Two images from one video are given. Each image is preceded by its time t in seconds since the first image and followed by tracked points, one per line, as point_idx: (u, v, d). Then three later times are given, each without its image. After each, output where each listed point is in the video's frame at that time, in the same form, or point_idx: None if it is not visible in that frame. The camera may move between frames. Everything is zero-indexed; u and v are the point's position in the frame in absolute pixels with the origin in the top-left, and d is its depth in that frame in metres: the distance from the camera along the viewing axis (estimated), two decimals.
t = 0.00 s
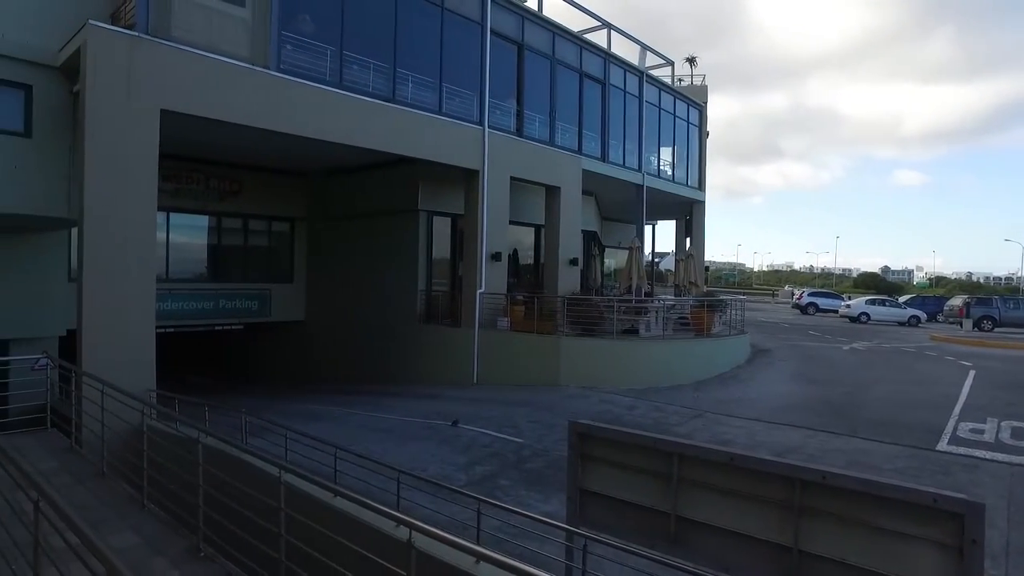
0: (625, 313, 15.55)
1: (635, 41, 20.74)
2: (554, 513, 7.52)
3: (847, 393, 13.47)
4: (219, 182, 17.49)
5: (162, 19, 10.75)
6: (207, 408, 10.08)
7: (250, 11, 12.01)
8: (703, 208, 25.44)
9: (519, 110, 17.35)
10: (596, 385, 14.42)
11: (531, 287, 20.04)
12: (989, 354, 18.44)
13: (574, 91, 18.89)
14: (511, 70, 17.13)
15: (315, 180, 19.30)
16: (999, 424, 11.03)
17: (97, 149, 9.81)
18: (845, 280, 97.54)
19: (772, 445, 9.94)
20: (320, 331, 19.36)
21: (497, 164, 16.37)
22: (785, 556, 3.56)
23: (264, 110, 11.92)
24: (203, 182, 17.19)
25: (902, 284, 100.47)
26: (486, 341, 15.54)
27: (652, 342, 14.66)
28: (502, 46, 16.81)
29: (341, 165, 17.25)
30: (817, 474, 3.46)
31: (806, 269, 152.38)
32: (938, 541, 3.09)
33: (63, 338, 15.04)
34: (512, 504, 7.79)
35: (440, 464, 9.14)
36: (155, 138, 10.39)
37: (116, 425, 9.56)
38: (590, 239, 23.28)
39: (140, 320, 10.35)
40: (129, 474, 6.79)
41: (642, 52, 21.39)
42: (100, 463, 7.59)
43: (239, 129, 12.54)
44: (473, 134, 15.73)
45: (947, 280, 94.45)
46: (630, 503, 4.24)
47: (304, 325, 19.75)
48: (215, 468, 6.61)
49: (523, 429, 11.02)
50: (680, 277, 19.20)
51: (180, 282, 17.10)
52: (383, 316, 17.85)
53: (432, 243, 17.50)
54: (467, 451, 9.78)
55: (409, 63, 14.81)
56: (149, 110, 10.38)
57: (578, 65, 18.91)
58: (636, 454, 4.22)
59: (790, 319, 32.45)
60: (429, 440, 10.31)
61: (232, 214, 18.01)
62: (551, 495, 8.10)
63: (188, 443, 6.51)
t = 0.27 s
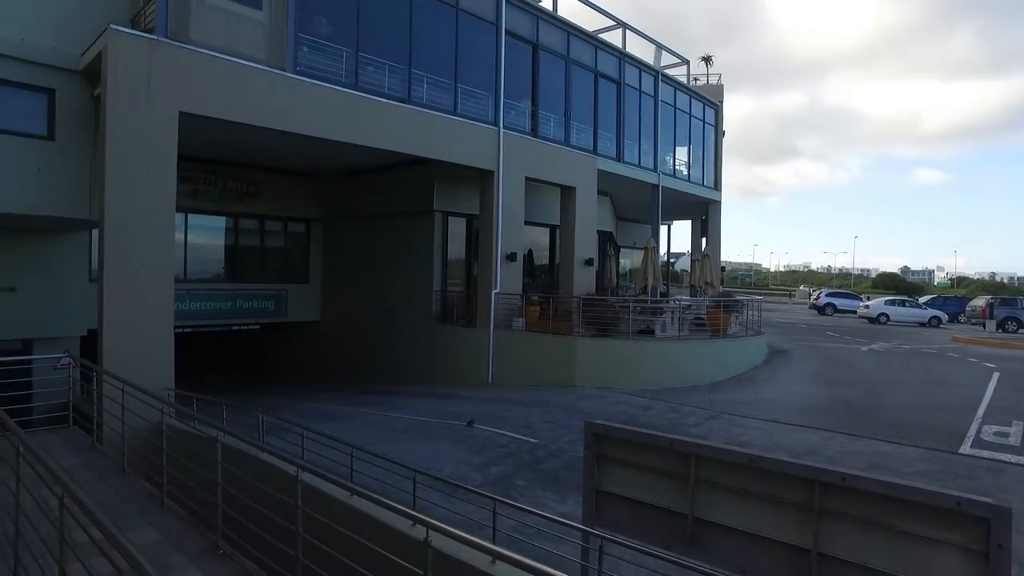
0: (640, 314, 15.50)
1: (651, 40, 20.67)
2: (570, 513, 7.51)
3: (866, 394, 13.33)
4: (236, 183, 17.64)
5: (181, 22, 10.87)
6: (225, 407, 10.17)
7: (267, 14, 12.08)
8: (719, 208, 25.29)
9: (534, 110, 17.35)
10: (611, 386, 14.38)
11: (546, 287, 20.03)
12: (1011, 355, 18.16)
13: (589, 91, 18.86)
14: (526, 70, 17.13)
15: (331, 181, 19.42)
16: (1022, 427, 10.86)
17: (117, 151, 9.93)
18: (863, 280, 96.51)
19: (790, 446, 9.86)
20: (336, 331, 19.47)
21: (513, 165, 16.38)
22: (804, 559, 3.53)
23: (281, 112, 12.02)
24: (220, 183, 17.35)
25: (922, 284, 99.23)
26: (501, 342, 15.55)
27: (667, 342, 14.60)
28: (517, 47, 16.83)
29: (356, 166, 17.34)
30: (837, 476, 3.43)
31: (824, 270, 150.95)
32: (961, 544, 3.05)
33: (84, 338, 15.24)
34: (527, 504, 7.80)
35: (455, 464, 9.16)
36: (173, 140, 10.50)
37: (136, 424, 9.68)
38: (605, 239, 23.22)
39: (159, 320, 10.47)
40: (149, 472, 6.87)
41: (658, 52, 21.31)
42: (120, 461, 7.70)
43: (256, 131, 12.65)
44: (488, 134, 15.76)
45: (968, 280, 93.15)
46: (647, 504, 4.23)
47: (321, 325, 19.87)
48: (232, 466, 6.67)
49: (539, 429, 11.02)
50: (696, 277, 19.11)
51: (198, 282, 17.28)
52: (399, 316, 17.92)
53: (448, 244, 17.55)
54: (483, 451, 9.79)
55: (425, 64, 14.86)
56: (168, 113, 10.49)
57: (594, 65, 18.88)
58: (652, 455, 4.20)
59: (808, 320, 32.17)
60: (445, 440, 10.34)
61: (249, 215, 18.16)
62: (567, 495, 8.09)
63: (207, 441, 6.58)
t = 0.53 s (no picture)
0: (656, 314, 15.44)
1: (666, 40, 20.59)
2: (586, 513, 7.50)
3: (886, 396, 13.18)
4: (253, 184, 17.79)
5: (200, 24, 11.00)
6: (242, 406, 10.27)
7: (283, 16, 12.16)
8: (735, 208, 25.13)
9: (549, 110, 17.35)
10: (627, 387, 14.33)
11: (561, 288, 20.00)
12: None
13: (604, 90, 18.82)
14: (541, 71, 17.13)
15: (347, 182, 19.53)
16: None
17: (137, 154, 10.07)
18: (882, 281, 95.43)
19: (809, 448, 9.78)
20: (352, 331, 19.57)
21: (528, 165, 16.39)
22: (823, 561, 3.50)
23: (298, 113, 12.12)
24: (237, 184, 17.52)
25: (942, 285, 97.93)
26: (516, 342, 15.56)
27: (683, 343, 14.53)
28: (532, 47, 16.83)
29: (372, 166, 17.43)
30: (857, 478, 3.40)
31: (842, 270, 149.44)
32: (985, 548, 3.01)
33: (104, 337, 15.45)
34: (544, 505, 7.79)
35: (471, 463, 9.18)
36: (193, 142, 10.62)
37: (155, 422, 9.79)
38: (621, 240, 23.15)
39: (178, 319, 10.59)
40: (169, 470, 6.95)
41: (673, 51, 21.23)
42: (141, 459, 7.80)
43: (274, 133, 12.75)
44: (503, 135, 15.78)
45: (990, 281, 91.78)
46: (663, 505, 4.21)
47: (337, 325, 19.99)
48: (251, 465, 6.74)
49: (554, 430, 11.01)
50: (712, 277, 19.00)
51: (215, 282, 17.45)
52: (414, 317, 17.98)
53: (463, 244, 17.58)
54: (499, 451, 9.80)
55: (440, 65, 14.91)
56: (187, 115, 10.62)
57: (609, 65, 18.83)
58: (670, 455, 4.19)
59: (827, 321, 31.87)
60: (460, 440, 10.36)
61: (266, 216, 18.31)
62: (583, 496, 8.08)
63: (226, 439, 6.64)
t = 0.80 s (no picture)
0: (674, 314, 15.36)
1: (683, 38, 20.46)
2: (605, 514, 7.48)
3: (908, 398, 13.01)
4: (271, 185, 17.95)
5: (220, 27, 11.12)
6: (262, 405, 10.36)
7: (301, 18, 12.24)
8: (754, 207, 24.93)
9: (566, 110, 17.32)
10: (644, 387, 14.27)
11: (578, 288, 19.96)
12: None
13: (621, 90, 18.75)
14: (558, 70, 17.11)
15: (364, 182, 19.64)
16: None
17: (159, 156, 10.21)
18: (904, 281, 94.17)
19: (830, 450, 9.67)
20: (369, 331, 19.68)
21: (545, 165, 16.38)
22: (846, 564, 3.46)
23: (317, 114, 12.21)
24: (256, 185, 17.70)
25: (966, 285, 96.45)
26: (534, 342, 15.56)
27: (701, 343, 14.44)
28: (548, 47, 16.81)
29: (390, 167, 17.50)
30: (881, 480, 3.35)
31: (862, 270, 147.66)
32: (1013, 553, 2.96)
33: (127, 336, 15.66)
34: (562, 505, 7.78)
35: (489, 463, 9.18)
36: (214, 144, 10.75)
37: (176, 420, 9.91)
38: (638, 239, 23.06)
39: (199, 319, 10.71)
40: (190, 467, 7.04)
41: (691, 49, 21.10)
42: (163, 457, 7.88)
43: (293, 134, 12.86)
44: (520, 135, 15.78)
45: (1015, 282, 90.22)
46: (683, 505, 4.19)
47: (354, 325, 20.10)
48: (272, 462, 6.80)
49: (572, 430, 10.99)
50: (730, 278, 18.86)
51: (234, 283, 17.62)
52: (431, 316, 18.03)
53: (480, 244, 17.61)
54: (516, 451, 9.79)
55: (457, 65, 14.94)
56: (208, 117, 10.74)
57: (626, 64, 18.77)
58: (689, 455, 4.16)
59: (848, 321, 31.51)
60: (478, 440, 10.37)
61: (284, 216, 18.45)
62: (601, 496, 8.06)
63: (246, 437, 6.71)
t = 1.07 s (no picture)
0: (692, 315, 15.29)
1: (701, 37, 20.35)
2: (623, 514, 7.46)
3: (932, 399, 12.83)
4: (290, 186, 18.13)
5: (241, 30, 11.24)
6: (281, 404, 10.45)
7: (320, 20, 12.32)
8: (773, 207, 24.73)
9: (583, 110, 17.29)
10: (662, 388, 14.20)
11: (595, 288, 19.92)
12: None
13: (639, 89, 18.69)
14: (575, 70, 17.08)
15: (382, 183, 19.75)
16: None
17: (181, 157, 10.34)
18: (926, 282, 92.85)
19: (851, 451, 9.57)
20: (387, 331, 19.77)
21: (562, 165, 16.36)
22: (869, 567, 3.42)
23: (336, 116, 12.30)
24: (275, 186, 17.89)
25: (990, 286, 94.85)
26: (551, 342, 15.55)
27: (719, 344, 14.34)
28: (565, 47, 16.80)
29: (407, 168, 17.59)
30: (905, 482, 3.31)
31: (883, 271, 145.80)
32: None
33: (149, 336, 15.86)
34: (580, 505, 7.77)
35: (506, 463, 9.20)
36: (234, 145, 10.86)
37: (198, 418, 10.04)
38: (656, 239, 22.95)
39: (220, 318, 10.83)
40: (212, 464, 7.12)
41: (709, 48, 20.97)
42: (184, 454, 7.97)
43: (312, 135, 12.97)
44: (537, 135, 15.78)
45: None
46: (703, 506, 4.16)
47: (372, 325, 20.21)
48: (292, 460, 6.87)
49: (589, 430, 10.97)
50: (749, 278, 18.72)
51: (253, 283, 17.79)
52: (448, 317, 18.09)
53: (497, 244, 17.63)
54: (534, 451, 9.80)
55: (474, 66, 14.97)
56: (228, 119, 10.86)
57: (643, 64, 18.70)
58: (710, 456, 4.13)
59: (869, 322, 31.14)
60: (495, 440, 10.39)
61: (303, 217, 18.60)
62: (619, 496, 8.05)
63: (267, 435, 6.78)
